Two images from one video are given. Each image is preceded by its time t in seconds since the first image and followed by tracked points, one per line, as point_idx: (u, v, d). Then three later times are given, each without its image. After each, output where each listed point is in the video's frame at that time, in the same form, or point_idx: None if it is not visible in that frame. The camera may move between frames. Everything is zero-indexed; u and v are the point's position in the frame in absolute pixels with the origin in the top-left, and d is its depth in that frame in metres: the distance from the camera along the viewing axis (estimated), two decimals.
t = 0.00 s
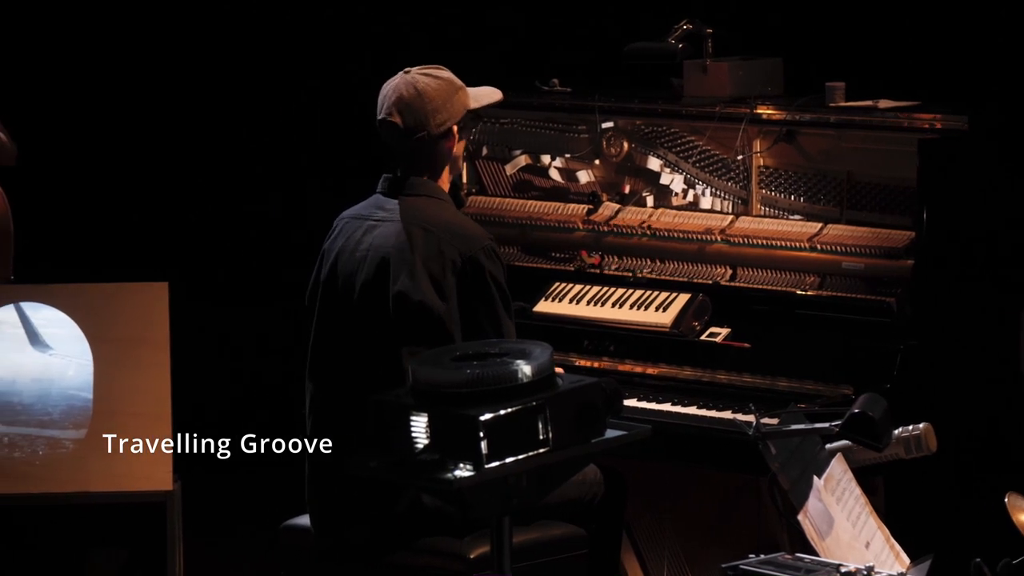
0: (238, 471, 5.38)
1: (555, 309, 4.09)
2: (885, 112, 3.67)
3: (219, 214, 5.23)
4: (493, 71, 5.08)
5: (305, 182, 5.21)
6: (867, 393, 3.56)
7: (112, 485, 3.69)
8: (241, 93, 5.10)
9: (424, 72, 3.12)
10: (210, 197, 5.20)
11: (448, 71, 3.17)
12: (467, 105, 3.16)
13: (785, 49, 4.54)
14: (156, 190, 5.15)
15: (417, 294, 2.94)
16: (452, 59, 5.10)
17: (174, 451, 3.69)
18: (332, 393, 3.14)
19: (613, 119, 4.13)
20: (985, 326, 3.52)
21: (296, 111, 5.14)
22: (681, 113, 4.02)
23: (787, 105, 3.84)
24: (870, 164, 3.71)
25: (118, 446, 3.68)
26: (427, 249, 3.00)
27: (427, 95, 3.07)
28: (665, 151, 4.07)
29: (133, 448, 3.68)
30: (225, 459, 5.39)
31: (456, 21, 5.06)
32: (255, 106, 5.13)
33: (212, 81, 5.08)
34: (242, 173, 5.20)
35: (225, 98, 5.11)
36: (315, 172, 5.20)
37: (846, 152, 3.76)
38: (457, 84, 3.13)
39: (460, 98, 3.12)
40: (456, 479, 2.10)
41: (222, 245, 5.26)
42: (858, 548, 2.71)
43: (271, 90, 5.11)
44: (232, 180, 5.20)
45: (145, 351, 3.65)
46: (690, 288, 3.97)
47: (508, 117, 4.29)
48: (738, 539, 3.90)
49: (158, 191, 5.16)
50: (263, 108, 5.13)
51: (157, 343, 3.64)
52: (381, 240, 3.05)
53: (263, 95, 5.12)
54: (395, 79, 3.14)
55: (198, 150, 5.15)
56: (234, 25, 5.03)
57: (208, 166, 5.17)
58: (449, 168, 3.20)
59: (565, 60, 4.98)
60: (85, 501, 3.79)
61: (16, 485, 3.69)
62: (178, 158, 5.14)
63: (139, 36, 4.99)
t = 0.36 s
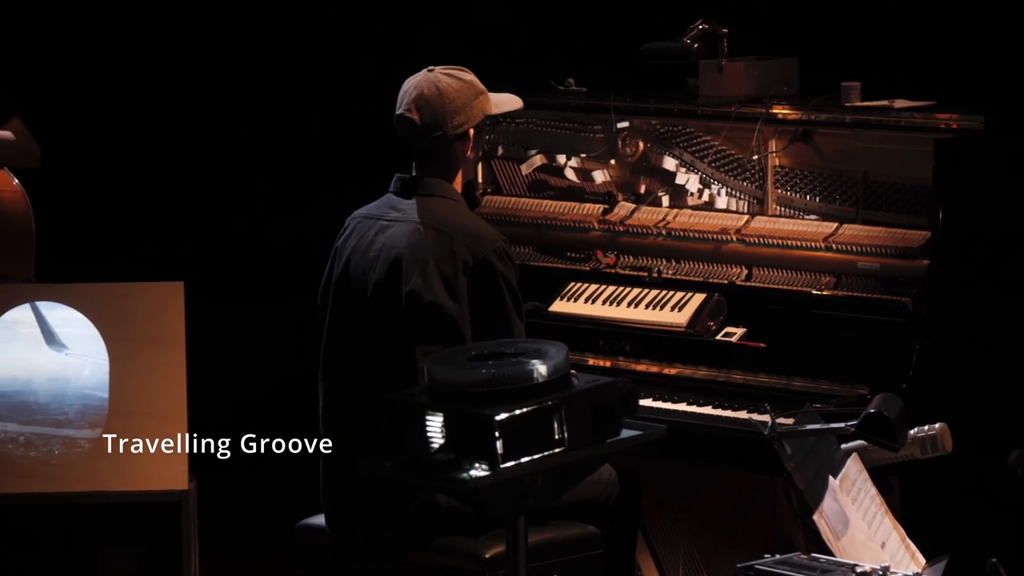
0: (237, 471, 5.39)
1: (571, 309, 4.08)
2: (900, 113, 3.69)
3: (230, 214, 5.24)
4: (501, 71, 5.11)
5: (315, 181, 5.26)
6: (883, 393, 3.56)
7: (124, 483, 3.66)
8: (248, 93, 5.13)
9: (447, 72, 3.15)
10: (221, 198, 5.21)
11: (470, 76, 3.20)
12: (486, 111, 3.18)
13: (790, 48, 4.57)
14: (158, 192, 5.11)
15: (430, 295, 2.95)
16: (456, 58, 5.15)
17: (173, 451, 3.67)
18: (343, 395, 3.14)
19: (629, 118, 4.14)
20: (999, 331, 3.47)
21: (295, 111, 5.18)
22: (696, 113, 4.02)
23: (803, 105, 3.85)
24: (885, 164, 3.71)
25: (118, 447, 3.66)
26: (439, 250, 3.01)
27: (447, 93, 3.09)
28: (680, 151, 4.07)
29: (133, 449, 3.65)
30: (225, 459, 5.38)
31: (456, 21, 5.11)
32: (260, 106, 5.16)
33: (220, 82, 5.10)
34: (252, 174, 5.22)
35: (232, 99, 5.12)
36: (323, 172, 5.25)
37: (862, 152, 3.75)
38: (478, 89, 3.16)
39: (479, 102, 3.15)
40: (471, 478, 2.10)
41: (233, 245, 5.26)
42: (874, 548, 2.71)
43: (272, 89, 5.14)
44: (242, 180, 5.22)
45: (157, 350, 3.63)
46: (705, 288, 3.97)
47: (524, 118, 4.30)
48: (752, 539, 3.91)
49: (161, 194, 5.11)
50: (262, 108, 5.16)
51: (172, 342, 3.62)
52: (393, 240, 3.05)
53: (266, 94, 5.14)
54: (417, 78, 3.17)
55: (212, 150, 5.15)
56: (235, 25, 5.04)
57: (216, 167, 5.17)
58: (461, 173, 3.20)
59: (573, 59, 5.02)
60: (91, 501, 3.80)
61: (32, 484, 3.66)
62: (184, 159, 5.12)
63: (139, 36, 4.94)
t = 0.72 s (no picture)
0: (242, 471, 5.41)
1: (585, 309, 4.09)
2: (914, 112, 3.66)
3: (239, 214, 5.28)
4: (511, 70, 5.13)
5: (324, 181, 5.28)
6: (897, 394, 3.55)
7: (136, 483, 3.60)
8: (249, 93, 5.16)
9: (452, 68, 3.16)
10: (231, 198, 5.25)
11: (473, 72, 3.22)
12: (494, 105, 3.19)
13: (797, 47, 4.58)
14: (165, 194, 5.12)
15: (446, 296, 2.94)
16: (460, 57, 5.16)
17: (173, 451, 3.59)
18: (358, 394, 3.16)
19: (643, 119, 4.13)
20: (1009, 330, 3.47)
21: (295, 111, 5.20)
22: (710, 113, 4.02)
23: (816, 104, 3.84)
24: (899, 164, 3.71)
25: (117, 447, 3.59)
26: (455, 251, 3.01)
27: (458, 89, 3.10)
28: (694, 151, 4.07)
29: (133, 449, 3.59)
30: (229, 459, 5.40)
31: (456, 21, 5.13)
32: (261, 107, 5.18)
33: (222, 82, 5.12)
34: (259, 175, 5.25)
35: (243, 101, 5.16)
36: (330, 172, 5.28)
37: (876, 152, 3.75)
38: (485, 83, 3.18)
39: (489, 95, 3.16)
40: (485, 478, 2.11)
41: (245, 245, 5.31)
42: (888, 549, 2.71)
43: (272, 89, 5.17)
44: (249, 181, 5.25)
45: (172, 350, 3.56)
46: (719, 288, 3.98)
47: (537, 118, 4.31)
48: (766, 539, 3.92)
49: (162, 194, 5.15)
50: (262, 109, 5.18)
51: (187, 342, 3.56)
52: (408, 241, 3.05)
53: (267, 94, 5.17)
54: (424, 78, 3.17)
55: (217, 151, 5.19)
56: (234, 26, 5.07)
57: (219, 167, 5.20)
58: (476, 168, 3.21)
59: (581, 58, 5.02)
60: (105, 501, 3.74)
61: (46, 485, 3.59)
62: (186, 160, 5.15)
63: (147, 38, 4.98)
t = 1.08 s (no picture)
0: (257, 471, 5.43)
1: (598, 309, 4.09)
2: (929, 112, 3.67)
3: (251, 215, 5.30)
4: (524, 70, 5.14)
5: (338, 181, 5.29)
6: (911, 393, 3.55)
7: (148, 484, 3.55)
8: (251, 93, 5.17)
9: (484, 72, 3.14)
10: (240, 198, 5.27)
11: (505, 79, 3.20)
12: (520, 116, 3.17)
13: (808, 46, 4.58)
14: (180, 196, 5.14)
15: (451, 298, 2.96)
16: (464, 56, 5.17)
17: (173, 451, 3.55)
18: (368, 395, 3.15)
19: (657, 119, 4.14)
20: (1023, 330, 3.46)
21: (295, 111, 5.20)
22: (725, 113, 4.03)
23: (830, 104, 3.85)
24: (913, 164, 3.70)
25: (117, 447, 3.54)
26: (463, 252, 3.01)
27: (486, 94, 3.07)
28: (708, 151, 4.08)
29: (133, 449, 3.54)
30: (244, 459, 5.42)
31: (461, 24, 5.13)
32: (266, 108, 5.19)
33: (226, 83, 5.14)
34: (271, 175, 5.27)
35: (256, 102, 5.17)
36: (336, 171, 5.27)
37: (890, 152, 3.75)
38: (515, 93, 3.15)
39: (515, 107, 3.14)
40: (497, 478, 2.11)
41: (254, 245, 5.34)
42: (901, 549, 2.71)
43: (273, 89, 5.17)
44: (257, 182, 5.26)
45: (184, 350, 3.52)
46: (733, 288, 3.97)
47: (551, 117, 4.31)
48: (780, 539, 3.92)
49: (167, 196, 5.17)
50: (264, 109, 5.19)
51: (199, 341, 3.52)
52: (415, 242, 3.05)
53: (267, 95, 5.17)
54: (454, 75, 3.15)
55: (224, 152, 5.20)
56: (234, 26, 5.07)
57: (231, 168, 5.22)
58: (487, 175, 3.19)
59: (592, 57, 5.03)
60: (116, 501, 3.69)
61: (59, 485, 3.55)
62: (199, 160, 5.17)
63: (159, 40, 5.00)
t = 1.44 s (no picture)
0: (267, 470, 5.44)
1: (606, 308, 4.08)
2: (936, 112, 3.68)
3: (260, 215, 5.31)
4: (533, 70, 5.14)
5: (347, 181, 5.31)
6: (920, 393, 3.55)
7: (156, 484, 3.57)
8: (250, 95, 5.17)
9: (492, 70, 3.12)
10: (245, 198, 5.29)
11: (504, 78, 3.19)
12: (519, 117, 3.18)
13: (817, 45, 4.58)
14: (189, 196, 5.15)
15: (458, 299, 2.98)
16: (467, 55, 5.17)
17: (173, 451, 3.56)
18: (372, 397, 3.15)
19: (665, 119, 4.15)
20: None
21: (295, 111, 5.21)
22: (733, 113, 4.03)
23: (839, 104, 3.86)
24: (922, 164, 3.70)
25: (118, 447, 3.55)
26: (465, 251, 3.00)
27: (500, 93, 3.06)
28: (717, 151, 4.08)
29: (133, 449, 3.55)
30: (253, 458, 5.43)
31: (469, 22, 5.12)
32: (273, 108, 5.20)
33: (228, 84, 5.13)
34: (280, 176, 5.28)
35: (264, 102, 5.18)
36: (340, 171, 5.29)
37: (898, 152, 3.74)
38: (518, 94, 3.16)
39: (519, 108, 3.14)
40: (506, 478, 2.12)
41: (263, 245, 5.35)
42: (910, 549, 2.71)
43: (274, 89, 5.17)
44: (261, 182, 5.28)
45: (195, 349, 3.53)
46: (742, 288, 3.98)
47: (560, 117, 4.31)
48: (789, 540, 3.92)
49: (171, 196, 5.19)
50: (272, 110, 5.20)
51: (210, 341, 3.52)
52: (416, 244, 3.04)
53: (268, 95, 5.18)
54: (461, 71, 3.10)
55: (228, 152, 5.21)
56: (234, 26, 5.07)
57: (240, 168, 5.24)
58: (485, 171, 3.18)
59: (600, 56, 5.03)
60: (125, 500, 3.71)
61: (68, 485, 3.56)
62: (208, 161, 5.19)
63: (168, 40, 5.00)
